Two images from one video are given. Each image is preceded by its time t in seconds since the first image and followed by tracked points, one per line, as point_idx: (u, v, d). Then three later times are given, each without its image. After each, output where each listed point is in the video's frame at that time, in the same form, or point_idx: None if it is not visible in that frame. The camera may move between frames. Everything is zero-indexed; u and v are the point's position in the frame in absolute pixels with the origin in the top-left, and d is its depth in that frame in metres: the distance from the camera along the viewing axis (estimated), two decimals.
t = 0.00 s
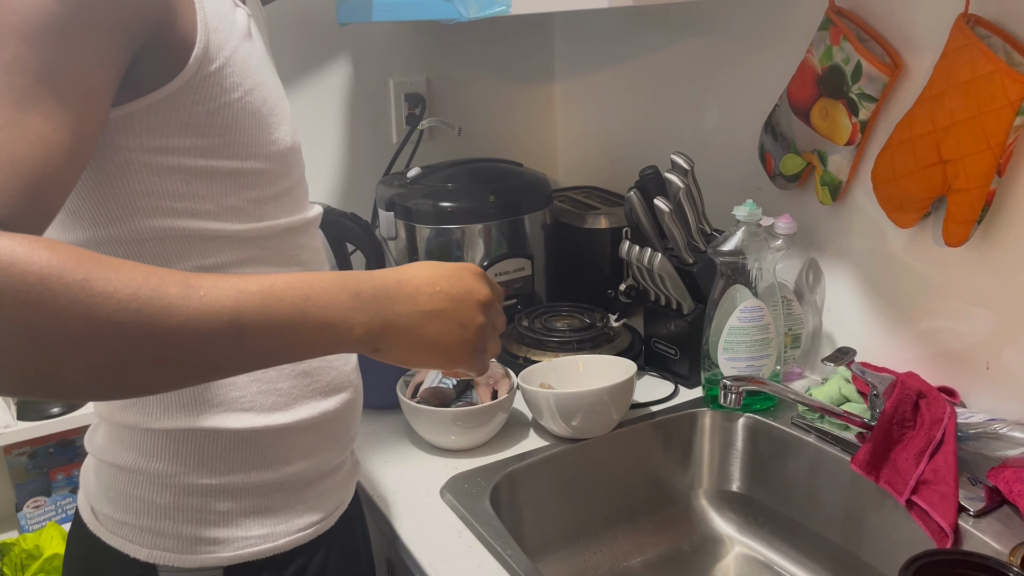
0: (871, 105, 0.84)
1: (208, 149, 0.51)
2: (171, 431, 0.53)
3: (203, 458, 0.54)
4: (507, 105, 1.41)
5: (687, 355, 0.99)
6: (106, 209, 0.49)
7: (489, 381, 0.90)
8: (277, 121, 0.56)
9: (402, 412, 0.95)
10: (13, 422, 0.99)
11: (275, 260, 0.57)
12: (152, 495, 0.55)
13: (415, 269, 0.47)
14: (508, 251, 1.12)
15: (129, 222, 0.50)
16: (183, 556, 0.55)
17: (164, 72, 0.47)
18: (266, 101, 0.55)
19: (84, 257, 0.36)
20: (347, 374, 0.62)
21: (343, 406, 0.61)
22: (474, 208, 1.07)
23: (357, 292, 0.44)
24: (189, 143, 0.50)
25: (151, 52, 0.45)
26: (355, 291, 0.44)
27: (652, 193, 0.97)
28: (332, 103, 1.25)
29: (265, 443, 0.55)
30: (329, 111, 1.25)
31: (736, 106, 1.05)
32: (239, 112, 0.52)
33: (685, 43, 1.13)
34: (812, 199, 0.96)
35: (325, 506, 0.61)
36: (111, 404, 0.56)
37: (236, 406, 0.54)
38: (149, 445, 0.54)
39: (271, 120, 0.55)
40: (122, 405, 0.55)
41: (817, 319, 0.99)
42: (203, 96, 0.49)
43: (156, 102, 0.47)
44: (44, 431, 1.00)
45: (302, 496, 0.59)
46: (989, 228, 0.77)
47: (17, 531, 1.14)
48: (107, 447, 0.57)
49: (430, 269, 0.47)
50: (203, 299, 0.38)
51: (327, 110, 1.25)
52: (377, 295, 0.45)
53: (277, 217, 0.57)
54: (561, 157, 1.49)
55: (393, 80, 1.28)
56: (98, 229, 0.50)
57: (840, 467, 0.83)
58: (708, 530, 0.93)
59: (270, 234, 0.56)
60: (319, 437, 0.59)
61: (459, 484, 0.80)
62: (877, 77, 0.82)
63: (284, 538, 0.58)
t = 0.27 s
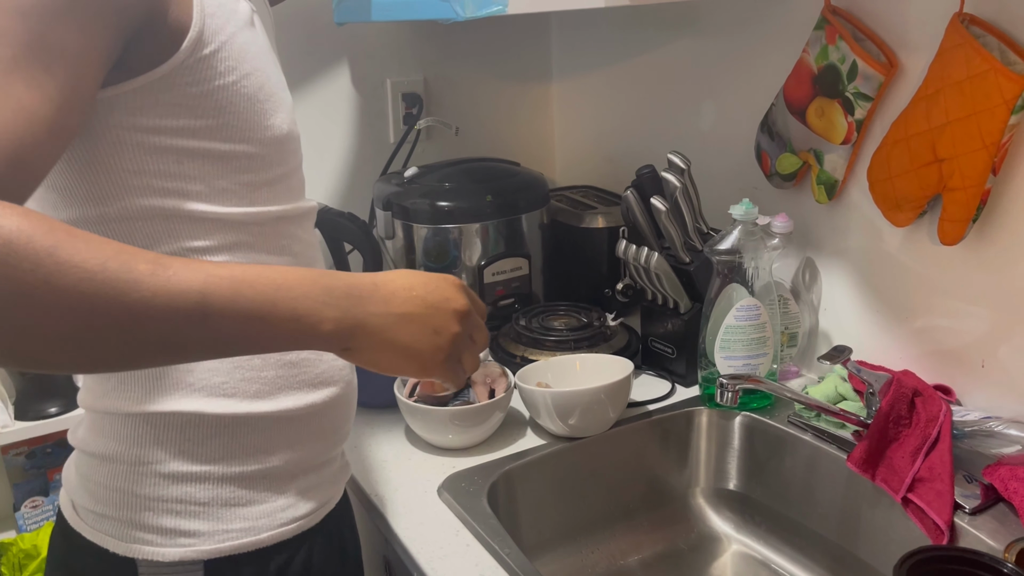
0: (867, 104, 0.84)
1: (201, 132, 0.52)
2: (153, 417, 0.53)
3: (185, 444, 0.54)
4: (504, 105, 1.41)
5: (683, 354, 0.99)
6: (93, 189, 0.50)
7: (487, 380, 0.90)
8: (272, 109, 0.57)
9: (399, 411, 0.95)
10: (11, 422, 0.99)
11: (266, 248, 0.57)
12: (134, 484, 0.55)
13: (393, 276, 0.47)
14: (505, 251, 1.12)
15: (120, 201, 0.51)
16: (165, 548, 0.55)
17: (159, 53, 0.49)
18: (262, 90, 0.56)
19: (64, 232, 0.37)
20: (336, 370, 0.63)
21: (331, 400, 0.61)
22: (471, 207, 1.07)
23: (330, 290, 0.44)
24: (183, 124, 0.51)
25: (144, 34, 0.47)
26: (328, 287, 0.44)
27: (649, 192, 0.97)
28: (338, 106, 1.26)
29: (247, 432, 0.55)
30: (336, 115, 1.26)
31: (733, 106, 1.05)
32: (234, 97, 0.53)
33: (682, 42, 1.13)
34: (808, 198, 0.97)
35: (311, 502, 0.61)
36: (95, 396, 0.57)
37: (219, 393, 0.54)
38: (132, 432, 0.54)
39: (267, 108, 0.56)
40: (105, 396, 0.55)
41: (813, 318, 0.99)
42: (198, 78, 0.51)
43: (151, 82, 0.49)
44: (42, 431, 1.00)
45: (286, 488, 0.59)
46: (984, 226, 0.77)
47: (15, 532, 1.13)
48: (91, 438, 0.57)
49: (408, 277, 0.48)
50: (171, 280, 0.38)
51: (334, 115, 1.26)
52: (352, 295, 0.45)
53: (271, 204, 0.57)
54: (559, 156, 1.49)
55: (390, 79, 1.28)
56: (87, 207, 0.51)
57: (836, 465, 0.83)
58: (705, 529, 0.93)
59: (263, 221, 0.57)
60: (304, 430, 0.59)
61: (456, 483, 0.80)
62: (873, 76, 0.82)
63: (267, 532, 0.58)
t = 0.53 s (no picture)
0: (863, 101, 0.84)
1: (195, 119, 0.52)
2: (134, 398, 0.53)
3: (165, 426, 0.54)
4: (500, 102, 1.41)
5: (680, 351, 0.99)
6: (79, 171, 0.50)
7: (482, 378, 0.90)
8: (267, 99, 0.56)
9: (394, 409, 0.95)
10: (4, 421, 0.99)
11: (258, 236, 0.57)
12: (112, 467, 0.54)
13: (368, 289, 0.48)
14: (501, 248, 1.12)
15: (108, 183, 0.51)
16: (142, 533, 0.55)
17: (152, 40, 0.49)
18: (258, 79, 0.55)
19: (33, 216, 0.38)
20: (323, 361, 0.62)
21: (317, 390, 0.61)
22: (466, 205, 1.07)
23: (299, 295, 0.44)
24: (175, 110, 0.51)
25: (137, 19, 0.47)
26: (298, 292, 0.44)
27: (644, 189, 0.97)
28: (338, 107, 1.27)
29: (228, 416, 0.55)
30: (337, 116, 1.27)
31: (729, 103, 1.05)
32: (228, 86, 0.53)
33: (678, 39, 1.13)
34: (804, 195, 0.96)
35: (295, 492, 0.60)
36: (77, 378, 0.56)
37: (200, 376, 0.54)
38: (111, 414, 0.54)
39: (263, 98, 0.56)
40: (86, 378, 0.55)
41: (809, 315, 0.99)
42: (191, 65, 0.51)
43: (142, 68, 0.49)
44: (35, 430, 0.99)
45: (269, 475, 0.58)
46: (981, 222, 0.77)
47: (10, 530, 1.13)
48: (72, 421, 0.57)
49: (384, 293, 0.48)
50: (137, 274, 0.39)
51: (334, 117, 1.27)
52: (322, 303, 0.45)
53: (264, 192, 0.57)
54: (555, 154, 1.49)
55: (386, 77, 1.28)
56: (75, 189, 0.51)
57: (833, 462, 0.83)
58: (701, 527, 0.93)
59: (254, 209, 0.56)
60: (287, 418, 0.59)
61: (451, 481, 0.79)
62: (869, 73, 0.82)
63: (246, 519, 0.57)
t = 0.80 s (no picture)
0: (861, 99, 0.84)
1: (185, 114, 0.52)
2: (123, 386, 0.53)
3: (152, 416, 0.53)
4: (497, 100, 1.40)
5: (677, 350, 0.99)
6: (67, 162, 0.50)
7: (479, 377, 0.90)
8: (258, 95, 0.56)
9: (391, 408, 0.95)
10: None
11: (248, 231, 0.56)
12: (98, 457, 0.54)
13: (348, 307, 0.46)
14: (498, 246, 1.11)
15: (96, 175, 0.50)
16: (128, 524, 0.54)
17: (141, 35, 0.49)
18: (249, 75, 0.55)
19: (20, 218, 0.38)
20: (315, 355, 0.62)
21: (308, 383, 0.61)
22: (463, 203, 1.06)
23: (277, 311, 0.43)
24: (165, 105, 0.51)
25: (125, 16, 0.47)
26: (277, 307, 0.43)
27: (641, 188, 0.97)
28: (330, 100, 1.26)
29: (216, 406, 0.55)
30: (329, 110, 1.26)
31: (727, 101, 1.05)
32: (219, 82, 0.53)
33: (675, 37, 1.13)
34: (802, 193, 0.96)
35: (285, 485, 0.60)
36: (64, 368, 0.56)
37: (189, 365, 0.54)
38: (99, 404, 0.54)
39: (254, 94, 0.56)
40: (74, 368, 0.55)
41: (807, 313, 0.99)
42: (181, 61, 0.51)
43: (131, 64, 0.49)
44: (30, 429, 0.99)
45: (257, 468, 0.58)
46: (978, 220, 0.77)
47: (6, 530, 1.12)
48: (60, 410, 0.57)
49: (365, 310, 0.46)
50: (113, 281, 0.39)
51: (327, 110, 1.26)
52: (301, 320, 0.44)
53: (255, 187, 0.57)
54: (553, 153, 1.48)
55: (383, 75, 1.28)
56: (63, 180, 0.51)
57: (830, 461, 0.83)
58: (699, 525, 0.93)
59: (244, 203, 0.56)
60: (275, 409, 0.59)
61: (448, 480, 0.79)
62: (867, 70, 0.82)
63: (234, 512, 0.57)
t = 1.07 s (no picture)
0: (859, 98, 0.84)
1: (185, 114, 0.52)
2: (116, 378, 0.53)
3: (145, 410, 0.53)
4: (495, 99, 1.40)
5: (676, 349, 0.99)
6: (59, 155, 0.50)
7: (477, 376, 0.89)
8: (259, 98, 0.56)
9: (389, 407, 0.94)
10: None
11: (247, 227, 0.56)
12: (89, 449, 0.54)
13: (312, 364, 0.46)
14: (496, 245, 1.11)
15: (90, 168, 0.50)
16: (119, 516, 0.54)
17: (142, 36, 0.49)
18: (252, 76, 0.55)
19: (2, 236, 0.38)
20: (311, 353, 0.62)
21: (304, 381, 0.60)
22: (462, 203, 1.06)
23: (240, 363, 0.43)
24: (164, 105, 0.51)
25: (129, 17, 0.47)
26: (240, 359, 0.43)
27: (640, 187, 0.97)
28: (326, 97, 1.25)
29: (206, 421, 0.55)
30: (324, 107, 1.26)
31: (725, 100, 1.05)
32: (220, 83, 0.53)
33: (674, 36, 1.12)
34: (800, 192, 0.96)
35: (279, 481, 0.59)
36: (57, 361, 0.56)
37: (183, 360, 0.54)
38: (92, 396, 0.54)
39: (256, 95, 0.55)
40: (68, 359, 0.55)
41: (805, 313, 0.99)
42: (181, 62, 0.50)
43: (131, 64, 0.49)
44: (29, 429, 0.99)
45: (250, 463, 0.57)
46: (976, 220, 0.77)
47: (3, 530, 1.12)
48: (53, 402, 0.57)
49: (331, 369, 0.46)
50: (84, 310, 0.39)
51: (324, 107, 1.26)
52: (261, 377, 0.43)
53: (255, 185, 0.57)
54: (551, 152, 1.48)
55: (381, 74, 1.27)
56: (56, 174, 0.51)
57: (829, 460, 0.83)
58: (697, 525, 0.93)
59: (242, 199, 0.55)
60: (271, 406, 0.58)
61: (447, 479, 0.79)
62: (865, 70, 0.82)
63: (226, 507, 0.56)
